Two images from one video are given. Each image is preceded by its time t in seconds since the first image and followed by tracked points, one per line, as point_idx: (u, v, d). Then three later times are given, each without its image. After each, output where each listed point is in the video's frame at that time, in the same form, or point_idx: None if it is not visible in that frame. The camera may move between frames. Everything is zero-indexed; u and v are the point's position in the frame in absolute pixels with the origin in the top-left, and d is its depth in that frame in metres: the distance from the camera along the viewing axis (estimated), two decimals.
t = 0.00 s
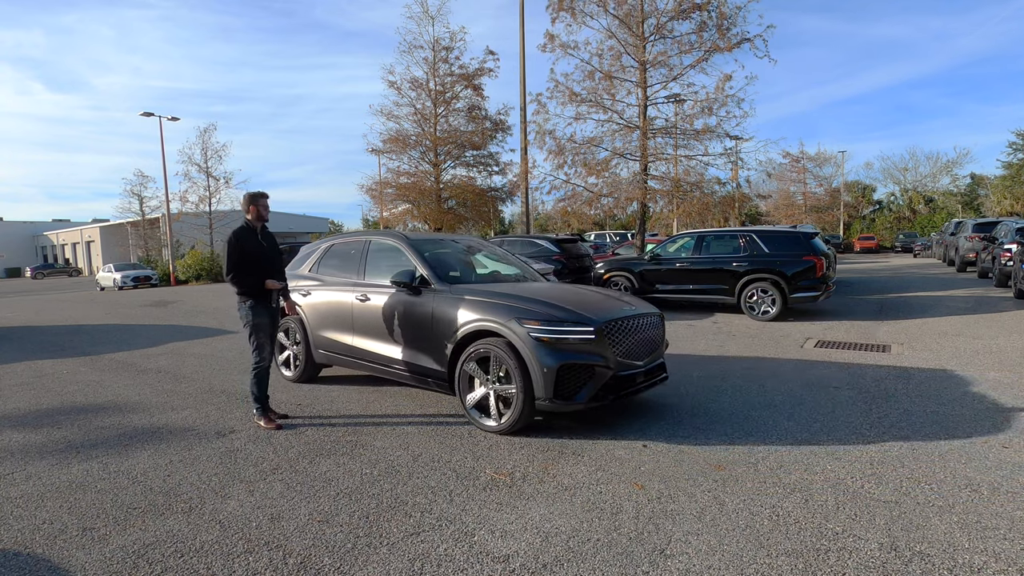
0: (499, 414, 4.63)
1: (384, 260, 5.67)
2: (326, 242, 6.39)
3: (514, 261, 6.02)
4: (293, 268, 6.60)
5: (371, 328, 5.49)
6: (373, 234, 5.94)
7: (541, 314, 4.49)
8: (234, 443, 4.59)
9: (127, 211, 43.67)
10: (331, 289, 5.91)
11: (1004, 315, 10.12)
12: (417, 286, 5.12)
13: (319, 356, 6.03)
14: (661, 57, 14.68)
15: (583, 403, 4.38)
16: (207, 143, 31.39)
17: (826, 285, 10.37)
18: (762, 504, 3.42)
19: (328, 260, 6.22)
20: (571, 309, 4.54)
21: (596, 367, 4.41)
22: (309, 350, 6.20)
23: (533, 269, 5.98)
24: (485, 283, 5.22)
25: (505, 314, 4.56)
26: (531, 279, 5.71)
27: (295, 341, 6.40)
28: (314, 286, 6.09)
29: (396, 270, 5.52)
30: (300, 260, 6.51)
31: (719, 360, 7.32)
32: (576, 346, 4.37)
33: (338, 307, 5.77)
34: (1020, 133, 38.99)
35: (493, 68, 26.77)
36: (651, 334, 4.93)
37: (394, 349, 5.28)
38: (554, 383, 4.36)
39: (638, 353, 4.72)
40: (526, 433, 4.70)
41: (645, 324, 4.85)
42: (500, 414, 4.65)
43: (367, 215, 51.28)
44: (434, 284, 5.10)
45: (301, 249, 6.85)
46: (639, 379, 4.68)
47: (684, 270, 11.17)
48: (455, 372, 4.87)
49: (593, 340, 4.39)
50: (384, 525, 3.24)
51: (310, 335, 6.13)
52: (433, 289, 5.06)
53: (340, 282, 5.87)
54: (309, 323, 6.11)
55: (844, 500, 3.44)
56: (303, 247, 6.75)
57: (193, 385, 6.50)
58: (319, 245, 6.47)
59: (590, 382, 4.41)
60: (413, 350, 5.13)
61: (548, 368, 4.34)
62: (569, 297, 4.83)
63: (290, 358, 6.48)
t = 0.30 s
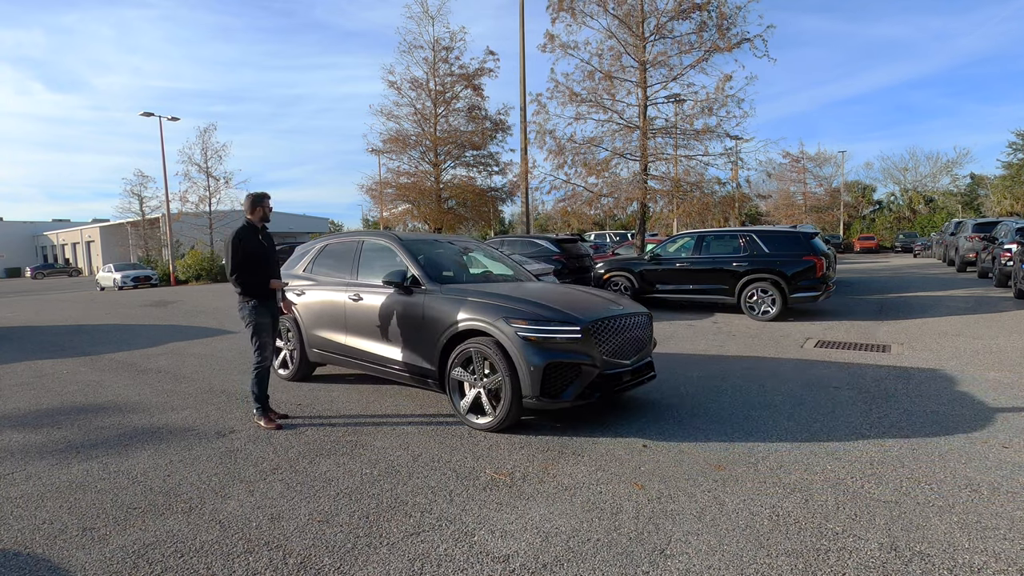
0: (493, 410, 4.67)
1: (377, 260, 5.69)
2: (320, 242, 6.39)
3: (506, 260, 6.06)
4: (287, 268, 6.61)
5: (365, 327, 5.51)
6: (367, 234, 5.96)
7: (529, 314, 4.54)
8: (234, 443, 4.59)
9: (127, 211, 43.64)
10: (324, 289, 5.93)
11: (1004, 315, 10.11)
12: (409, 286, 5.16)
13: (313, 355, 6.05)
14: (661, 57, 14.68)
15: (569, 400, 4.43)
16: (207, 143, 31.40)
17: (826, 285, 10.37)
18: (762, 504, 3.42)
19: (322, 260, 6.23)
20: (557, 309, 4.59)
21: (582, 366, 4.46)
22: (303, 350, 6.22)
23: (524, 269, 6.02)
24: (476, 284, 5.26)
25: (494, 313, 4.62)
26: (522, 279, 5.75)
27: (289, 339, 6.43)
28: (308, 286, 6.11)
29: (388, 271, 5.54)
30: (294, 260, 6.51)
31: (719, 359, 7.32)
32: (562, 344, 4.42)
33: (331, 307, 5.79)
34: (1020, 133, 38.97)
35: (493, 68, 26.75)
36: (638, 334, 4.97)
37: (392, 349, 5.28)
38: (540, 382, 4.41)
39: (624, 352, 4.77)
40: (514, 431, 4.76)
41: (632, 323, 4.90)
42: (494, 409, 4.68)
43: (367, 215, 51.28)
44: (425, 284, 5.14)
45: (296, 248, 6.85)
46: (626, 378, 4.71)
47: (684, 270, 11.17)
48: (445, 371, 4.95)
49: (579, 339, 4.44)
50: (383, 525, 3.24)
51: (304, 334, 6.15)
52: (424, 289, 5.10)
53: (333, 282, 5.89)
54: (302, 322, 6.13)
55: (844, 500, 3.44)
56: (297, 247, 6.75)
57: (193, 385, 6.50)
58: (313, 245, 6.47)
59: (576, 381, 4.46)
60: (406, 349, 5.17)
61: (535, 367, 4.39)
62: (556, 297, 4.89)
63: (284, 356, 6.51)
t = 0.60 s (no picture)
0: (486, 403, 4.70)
1: (369, 260, 5.71)
2: (314, 242, 6.40)
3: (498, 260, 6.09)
4: (282, 267, 6.62)
5: (358, 327, 5.53)
6: (359, 235, 5.98)
7: (516, 313, 4.59)
8: (235, 443, 4.59)
9: (127, 211, 43.46)
10: (318, 289, 5.94)
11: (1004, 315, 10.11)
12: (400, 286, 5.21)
13: (308, 354, 6.08)
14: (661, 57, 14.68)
15: (555, 398, 4.49)
16: (207, 143, 31.38)
17: (826, 285, 10.36)
18: (762, 504, 3.43)
19: (316, 260, 6.24)
20: (544, 309, 4.64)
21: (568, 364, 4.51)
22: (297, 349, 6.25)
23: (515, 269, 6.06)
24: (467, 283, 5.30)
25: (482, 313, 4.66)
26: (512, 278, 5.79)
27: (284, 338, 6.46)
28: (302, 286, 6.12)
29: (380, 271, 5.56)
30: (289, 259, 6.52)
31: (718, 359, 7.33)
32: (548, 344, 4.47)
33: (324, 306, 5.81)
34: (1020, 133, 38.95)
35: (493, 68, 26.70)
36: (625, 332, 5.01)
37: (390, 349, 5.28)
38: (527, 380, 4.46)
39: (610, 351, 4.81)
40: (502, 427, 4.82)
41: (619, 322, 4.93)
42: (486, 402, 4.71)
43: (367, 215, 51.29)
44: (416, 284, 5.19)
45: (291, 248, 6.87)
46: (612, 376, 4.76)
47: (683, 270, 11.17)
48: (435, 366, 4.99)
49: (564, 339, 4.49)
50: (384, 525, 3.24)
51: (298, 333, 6.17)
52: (415, 289, 5.15)
53: (326, 282, 5.91)
54: (297, 322, 6.15)
55: (844, 500, 3.44)
56: (292, 246, 6.77)
57: (193, 385, 6.50)
58: (307, 245, 6.48)
59: (562, 379, 4.52)
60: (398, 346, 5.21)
61: (521, 365, 4.44)
62: (544, 297, 4.93)
63: (279, 355, 6.54)
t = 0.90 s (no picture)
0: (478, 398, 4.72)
1: (362, 260, 5.71)
2: (308, 242, 6.41)
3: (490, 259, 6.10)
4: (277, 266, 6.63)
5: (352, 326, 5.53)
6: (352, 235, 5.99)
7: (504, 312, 4.62)
8: (234, 443, 4.59)
9: (127, 211, 43.32)
10: (311, 288, 5.95)
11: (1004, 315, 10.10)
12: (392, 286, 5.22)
13: (302, 353, 6.09)
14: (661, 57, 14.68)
15: (541, 396, 4.52)
16: (207, 142, 31.35)
17: (826, 285, 10.36)
18: (762, 504, 3.42)
19: (309, 260, 6.25)
20: (532, 309, 4.66)
21: (555, 363, 4.54)
22: (291, 348, 6.27)
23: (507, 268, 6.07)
24: (458, 283, 5.31)
25: (470, 312, 4.69)
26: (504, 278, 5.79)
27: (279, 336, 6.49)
28: (296, 285, 6.12)
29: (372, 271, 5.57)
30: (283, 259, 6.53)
31: (717, 359, 7.33)
32: (535, 342, 4.50)
33: (317, 306, 5.82)
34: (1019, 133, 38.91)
35: (493, 68, 26.66)
36: (613, 331, 5.03)
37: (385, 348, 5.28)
38: (514, 378, 4.49)
39: (598, 350, 4.83)
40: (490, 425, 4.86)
41: (607, 321, 4.96)
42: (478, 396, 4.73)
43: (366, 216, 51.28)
44: (407, 284, 5.20)
45: (287, 248, 6.88)
46: (599, 374, 4.79)
47: (683, 270, 11.18)
48: (425, 365, 5.02)
49: (550, 338, 4.52)
50: (384, 525, 3.24)
51: (292, 333, 6.19)
52: (406, 289, 5.17)
53: (320, 282, 5.92)
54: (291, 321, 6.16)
55: (845, 500, 3.43)
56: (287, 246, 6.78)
57: (193, 385, 6.50)
58: (301, 245, 6.49)
59: (548, 377, 4.55)
60: (392, 343, 5.22)
61: (508, 364, 4.48)
62: (532, 296, 4.95)
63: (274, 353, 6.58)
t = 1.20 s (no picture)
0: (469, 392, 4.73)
1: (356, 260, 5.72)
2: (303, 242, 6.42)
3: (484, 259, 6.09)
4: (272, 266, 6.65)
5: (345, 326, 5.53)
6: (345, 235, 5.99)
7: (492, 312, 4.63)
8: (234, 443, 4.59)
9: (127, 211, 43.24)
10: (305, 288, 5.97)
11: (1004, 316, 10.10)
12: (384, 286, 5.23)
13: (296, 352, 6.10)
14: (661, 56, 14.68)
15: (530, 394, 4.52)
16: (207, 143, 31.33)
17: (826, 285, 10.36)
18: (762, 504, 3.42)
19: (304, 260, 6.26)
20: (520, 308, 4.68)
21: (542, 361, 4.55)
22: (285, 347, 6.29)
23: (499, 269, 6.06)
24: (451, 283, 5.32)
25: (459, 312, 4.71)
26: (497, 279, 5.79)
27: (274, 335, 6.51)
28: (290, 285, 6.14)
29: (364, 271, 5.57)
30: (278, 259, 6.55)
31: (717, 359, 7.32)
32: (523, 341, 4.52)
33: (311, 306, 5.83)
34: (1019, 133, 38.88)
35: (493, 68, 26.64)
36: (602, 330, 5.04)
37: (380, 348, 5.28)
38: (502, 376, 4.51)
39: (586, 348, 4.83)
40: (479, 423, 4.90)
41: (596, 320, 4.96)
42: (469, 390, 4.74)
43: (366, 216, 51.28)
44: (399, 284, 5.21)
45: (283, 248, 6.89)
46: (587, 373, 4.79)
47: (683, 270, 11.19)
48: (415, 367, 5.04)
49: (538, 337, 4.53)
50: (384, 525, 3.24)
51: (287, 332, 6.20)
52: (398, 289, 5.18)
53: (313, 281, 5.93)
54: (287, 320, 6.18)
55: (845, 500, 3.43)
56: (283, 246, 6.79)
57: (193, 385, 6.51)
58: (296, 245, 6.50)
59: (536, 375, 4.56)
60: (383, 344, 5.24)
61: (497, 362, 4.49)
62: (522, 296, 4.96)
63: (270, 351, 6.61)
